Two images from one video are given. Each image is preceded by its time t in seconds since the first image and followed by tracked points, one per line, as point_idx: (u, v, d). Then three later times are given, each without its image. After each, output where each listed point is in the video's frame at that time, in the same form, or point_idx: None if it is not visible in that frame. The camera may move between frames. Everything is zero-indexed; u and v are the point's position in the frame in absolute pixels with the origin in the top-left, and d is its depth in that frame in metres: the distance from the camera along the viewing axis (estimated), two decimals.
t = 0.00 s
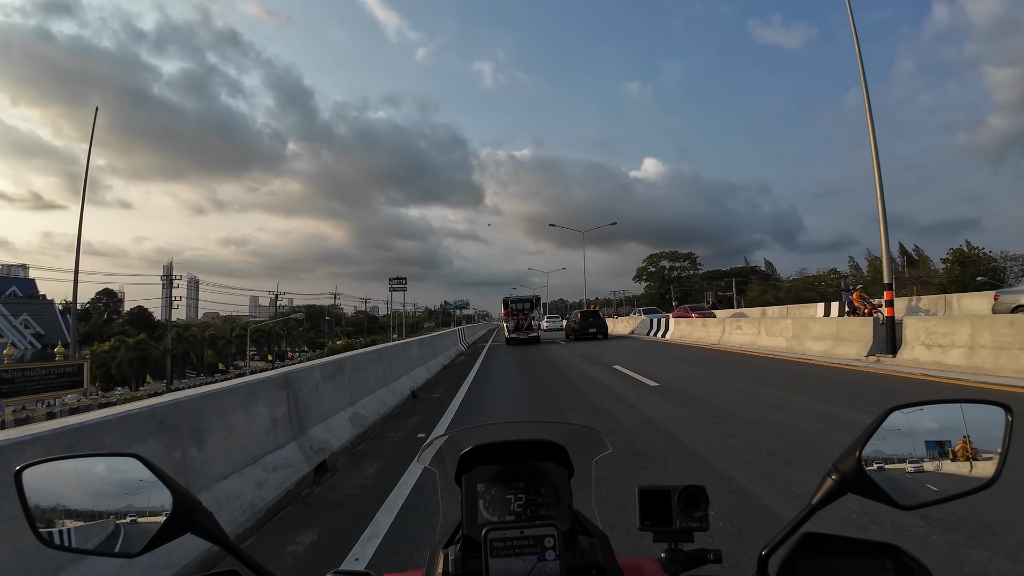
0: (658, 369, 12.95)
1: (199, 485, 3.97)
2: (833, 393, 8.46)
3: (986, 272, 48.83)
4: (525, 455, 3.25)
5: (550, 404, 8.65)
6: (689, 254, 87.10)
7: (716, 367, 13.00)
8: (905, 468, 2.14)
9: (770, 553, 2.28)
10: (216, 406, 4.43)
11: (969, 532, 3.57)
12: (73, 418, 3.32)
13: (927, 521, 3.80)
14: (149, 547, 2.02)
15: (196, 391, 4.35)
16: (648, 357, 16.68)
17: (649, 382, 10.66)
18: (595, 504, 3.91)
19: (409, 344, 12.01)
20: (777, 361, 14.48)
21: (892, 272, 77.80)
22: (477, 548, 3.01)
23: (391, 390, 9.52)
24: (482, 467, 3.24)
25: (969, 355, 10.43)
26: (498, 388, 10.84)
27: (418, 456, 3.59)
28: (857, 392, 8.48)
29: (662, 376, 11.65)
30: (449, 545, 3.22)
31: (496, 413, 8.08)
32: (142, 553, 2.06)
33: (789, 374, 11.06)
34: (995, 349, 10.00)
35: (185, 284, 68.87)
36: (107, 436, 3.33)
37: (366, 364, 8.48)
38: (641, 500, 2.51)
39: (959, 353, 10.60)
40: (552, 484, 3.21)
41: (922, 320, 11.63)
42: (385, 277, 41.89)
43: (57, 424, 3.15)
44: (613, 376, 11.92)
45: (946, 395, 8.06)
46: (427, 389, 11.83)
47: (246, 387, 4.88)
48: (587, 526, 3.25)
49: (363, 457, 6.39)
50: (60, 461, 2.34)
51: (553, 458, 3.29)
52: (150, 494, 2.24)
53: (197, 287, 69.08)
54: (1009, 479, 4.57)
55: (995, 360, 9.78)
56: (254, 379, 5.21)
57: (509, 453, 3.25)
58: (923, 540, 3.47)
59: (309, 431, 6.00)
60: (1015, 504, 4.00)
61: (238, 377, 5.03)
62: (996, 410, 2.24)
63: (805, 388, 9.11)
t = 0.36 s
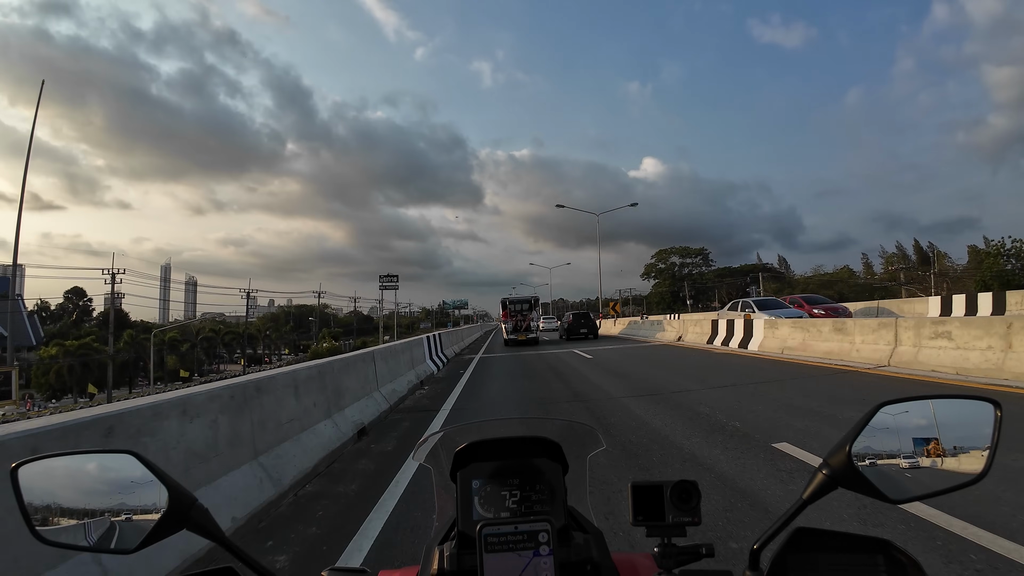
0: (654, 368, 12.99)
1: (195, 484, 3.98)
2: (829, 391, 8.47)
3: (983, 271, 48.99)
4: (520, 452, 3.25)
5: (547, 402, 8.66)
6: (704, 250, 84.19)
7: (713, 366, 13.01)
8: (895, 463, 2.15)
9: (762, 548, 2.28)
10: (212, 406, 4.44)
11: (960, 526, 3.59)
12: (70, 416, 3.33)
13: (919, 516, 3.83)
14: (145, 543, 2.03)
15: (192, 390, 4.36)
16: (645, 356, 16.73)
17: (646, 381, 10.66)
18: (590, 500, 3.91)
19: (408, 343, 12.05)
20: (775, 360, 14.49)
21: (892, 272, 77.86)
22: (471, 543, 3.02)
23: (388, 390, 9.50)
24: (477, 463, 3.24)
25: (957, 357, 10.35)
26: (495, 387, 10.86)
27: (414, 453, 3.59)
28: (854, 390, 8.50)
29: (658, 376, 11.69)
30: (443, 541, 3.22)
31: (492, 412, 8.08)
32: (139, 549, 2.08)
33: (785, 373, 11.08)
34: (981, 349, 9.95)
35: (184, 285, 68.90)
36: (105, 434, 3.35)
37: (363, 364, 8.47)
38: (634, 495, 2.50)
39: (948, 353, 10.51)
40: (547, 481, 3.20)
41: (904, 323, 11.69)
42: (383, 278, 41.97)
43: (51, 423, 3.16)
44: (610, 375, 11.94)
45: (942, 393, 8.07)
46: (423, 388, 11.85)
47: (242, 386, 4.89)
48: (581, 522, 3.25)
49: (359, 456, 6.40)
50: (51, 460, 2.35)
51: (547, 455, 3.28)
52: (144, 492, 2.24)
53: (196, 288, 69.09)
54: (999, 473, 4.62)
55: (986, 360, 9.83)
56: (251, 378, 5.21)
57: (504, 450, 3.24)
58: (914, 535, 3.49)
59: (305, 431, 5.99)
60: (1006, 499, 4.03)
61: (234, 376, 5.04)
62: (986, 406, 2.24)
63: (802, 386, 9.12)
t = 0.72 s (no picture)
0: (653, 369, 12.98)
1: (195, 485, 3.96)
2: (829, 393, 8.48)
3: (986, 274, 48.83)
4: (523, 453, 3.22)
5: (547, 403, 8.65)
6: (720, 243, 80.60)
7: (712, 368, 13.01)
8: (900, 469, 2.13)
9: (768, 553, 2.25)
10: (211, 407, 4.41)
11: (963, 532, 3.58)
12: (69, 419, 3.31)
13: (921, 519, 3.82)
14: (145, 543, 2.02)
15: (191, 391, 4.34)
16: (644, 357, 16.74)
17: (644, 382, 10.65)
18: (591, 502, 3.89)
19: (405, 344, 12.00)
20: (774, 362, 14.49)
21: (894, 273, 77.41)
22: (474, 545, 3.00)
23: (385, 390, 9.47)
24: (480, 464, 3.21)
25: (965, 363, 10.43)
26: (494, 387, 10.85)
27: (414, 453, 3.56)
28: (853, 392, 8.50)
29: (656, 377, 11.68)
30: (445, 542, 3.20)
31: (491, 413, 8.07)
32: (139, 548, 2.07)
33: (784, 375, 11.09)
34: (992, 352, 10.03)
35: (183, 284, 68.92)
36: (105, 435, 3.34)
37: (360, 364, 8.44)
38: (640, 498, 2.48)
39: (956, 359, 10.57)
40: (550, 482, 3.18)
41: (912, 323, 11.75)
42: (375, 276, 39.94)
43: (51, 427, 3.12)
44: (608, 376, 11.94)
45: (942, 396, 8.07)
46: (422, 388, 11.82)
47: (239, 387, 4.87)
48: (584, 524, 3.23)
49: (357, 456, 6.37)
50: (47, 456, 2.32)
51: (550, 456, 3.26)
52: (143, 490, 2.23)
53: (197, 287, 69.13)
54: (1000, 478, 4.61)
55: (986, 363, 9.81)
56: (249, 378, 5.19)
57: (507, 451, 3.22)
58: (919, 541, 3.46)
59: (302, 432, 5.97)
60: (1009, 504, 4.00)
61: (232, 377, 5.01)
62: (994, 412, 2.22)
63: (801, 388, 9.12)
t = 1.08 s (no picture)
0: (653, 368, 12.98)
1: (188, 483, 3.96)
2: (827, 392, 8.47)
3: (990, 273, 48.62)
4: (522, 451, 3.21)
5: (546, 402, 8.64)
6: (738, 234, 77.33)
7: (711, 367, 13.01)
8: (903, 467, 2.13)
9: (769, 553, 2.23)
10: (207, 405, 4.42)
11: (964, 531, 3.56)
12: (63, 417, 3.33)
13: (922, 518, 3.82)
14: (138, 539, 2.00)
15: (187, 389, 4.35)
16: (645, 357, 16.76)
17: (643, 382, 10.64)
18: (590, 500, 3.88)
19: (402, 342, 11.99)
20: (775, 361, 14.48)
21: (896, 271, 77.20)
22: (472, 544, 2.99)
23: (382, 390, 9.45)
24: (477, 462, 3.20)
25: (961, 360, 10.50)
26: (493, 386, 10.87)
27: (411, 451, 3.55)
28: (853, 392, 8.48)
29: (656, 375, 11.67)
30: (442, 541, 3.19)
31: (489, 412, 8.07)
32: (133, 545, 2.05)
33: (784, 374, 11.08)
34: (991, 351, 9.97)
35: (185, 284, 69.04)
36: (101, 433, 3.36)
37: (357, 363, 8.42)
38: (638, 496, 2.47)
39: (953, 355, 10.64)
40: (548, 481, 3.17)
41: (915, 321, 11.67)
42: (372, 272, 39.41)
43: (42, 424, 3.13)
44: (608, 375, 11.94)
45: (941, 395, 8.06)
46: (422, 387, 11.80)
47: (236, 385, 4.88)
48: (583, 524, 3.22)
49: (357, 455, 6.36)
50: (41, 454, 2.34)
51: (550, 455, 3.24)
52: (138, 487, 2.22)
53: (198, 287, 69.24)
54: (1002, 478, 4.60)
55: (990, 363, 9.77)
56: (247, 378, 5.20)
57: (506, 450, 3.20)
58: (921, 541, 3.44)
59: (298, 431, 5.96)
60: (1010, 503, 3.99)
61: (227, 376, 5.01)
62: (998, 409, 2.23)
63: (800, 388, 9.11)
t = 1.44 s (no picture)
0: (654, 369, 12.96)
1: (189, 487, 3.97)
2: (828, 394, 8.46)
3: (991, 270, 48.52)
4: (524, 456, 3.19)
5: (546, 404, 8.64)
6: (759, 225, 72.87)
7: (712, 367, 12.99)
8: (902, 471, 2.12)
9: (768, 558, 2.22)
10: (206, 410, 4.42)
11: (965, 535, 3.55)
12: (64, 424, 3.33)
13: (923, 521, 3.82)
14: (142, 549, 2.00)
15: (187, 394, 4.35)
16: (646, 357, 16.80)
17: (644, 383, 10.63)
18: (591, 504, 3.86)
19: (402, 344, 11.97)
20: (776, 361, 14.46)
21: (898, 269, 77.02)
22: (474, 549, 2.98)
23: (382, 392, 9.44)
24: (479, 467, 3.18)
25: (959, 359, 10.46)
26: (494, 387, 10.86)
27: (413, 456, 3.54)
28: (855, 394, 8.47)
29: (657, 376, 11.66)
30: (444, 546, 3.18)
31: (489, 414, 8.07)
32: (137, 554, 2.05)
33: (784, 375, 11.08)
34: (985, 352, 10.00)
35: (186, 283, 69.04)
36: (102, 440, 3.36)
37: (356, 366, 8.40)
38: (638, 502, 2.45)
39: (950, 356, 10.62)
40: (550, 487, 3.15)
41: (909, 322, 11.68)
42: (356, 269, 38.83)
43: (44, 430, 3.14)
44: (609, 376, 11.94)
45: (941, 396, 8.05)
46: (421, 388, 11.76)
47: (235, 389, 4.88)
48: (584, 528, 3.21)
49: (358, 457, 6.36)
50: (46, 464, 2.36)
51: (551, 460, 3.23)
52: (141, 495, 2.22)
53: (199, 286, 69.21)
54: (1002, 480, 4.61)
55: (989, 362, 9.77)
56: (246, 381, 5.20)
57: (508, 455, 3.19)
58: (921, 544, 3.44)
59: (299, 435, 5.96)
60: (1010, 507, 3.98)
61: (228, 380, 5.01)
62: (995, 416, 2.22)
63: (801, 390, 9.10)
